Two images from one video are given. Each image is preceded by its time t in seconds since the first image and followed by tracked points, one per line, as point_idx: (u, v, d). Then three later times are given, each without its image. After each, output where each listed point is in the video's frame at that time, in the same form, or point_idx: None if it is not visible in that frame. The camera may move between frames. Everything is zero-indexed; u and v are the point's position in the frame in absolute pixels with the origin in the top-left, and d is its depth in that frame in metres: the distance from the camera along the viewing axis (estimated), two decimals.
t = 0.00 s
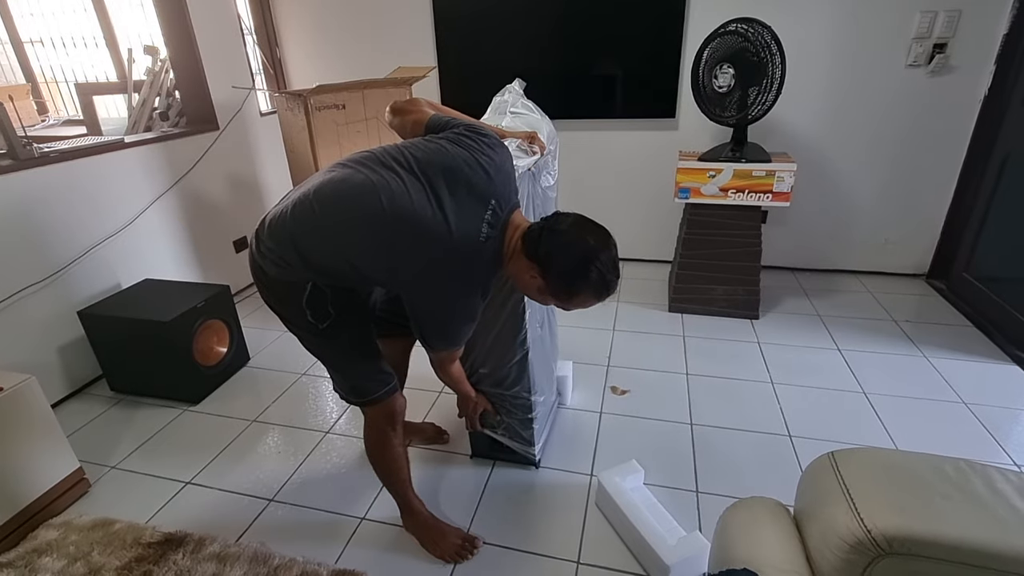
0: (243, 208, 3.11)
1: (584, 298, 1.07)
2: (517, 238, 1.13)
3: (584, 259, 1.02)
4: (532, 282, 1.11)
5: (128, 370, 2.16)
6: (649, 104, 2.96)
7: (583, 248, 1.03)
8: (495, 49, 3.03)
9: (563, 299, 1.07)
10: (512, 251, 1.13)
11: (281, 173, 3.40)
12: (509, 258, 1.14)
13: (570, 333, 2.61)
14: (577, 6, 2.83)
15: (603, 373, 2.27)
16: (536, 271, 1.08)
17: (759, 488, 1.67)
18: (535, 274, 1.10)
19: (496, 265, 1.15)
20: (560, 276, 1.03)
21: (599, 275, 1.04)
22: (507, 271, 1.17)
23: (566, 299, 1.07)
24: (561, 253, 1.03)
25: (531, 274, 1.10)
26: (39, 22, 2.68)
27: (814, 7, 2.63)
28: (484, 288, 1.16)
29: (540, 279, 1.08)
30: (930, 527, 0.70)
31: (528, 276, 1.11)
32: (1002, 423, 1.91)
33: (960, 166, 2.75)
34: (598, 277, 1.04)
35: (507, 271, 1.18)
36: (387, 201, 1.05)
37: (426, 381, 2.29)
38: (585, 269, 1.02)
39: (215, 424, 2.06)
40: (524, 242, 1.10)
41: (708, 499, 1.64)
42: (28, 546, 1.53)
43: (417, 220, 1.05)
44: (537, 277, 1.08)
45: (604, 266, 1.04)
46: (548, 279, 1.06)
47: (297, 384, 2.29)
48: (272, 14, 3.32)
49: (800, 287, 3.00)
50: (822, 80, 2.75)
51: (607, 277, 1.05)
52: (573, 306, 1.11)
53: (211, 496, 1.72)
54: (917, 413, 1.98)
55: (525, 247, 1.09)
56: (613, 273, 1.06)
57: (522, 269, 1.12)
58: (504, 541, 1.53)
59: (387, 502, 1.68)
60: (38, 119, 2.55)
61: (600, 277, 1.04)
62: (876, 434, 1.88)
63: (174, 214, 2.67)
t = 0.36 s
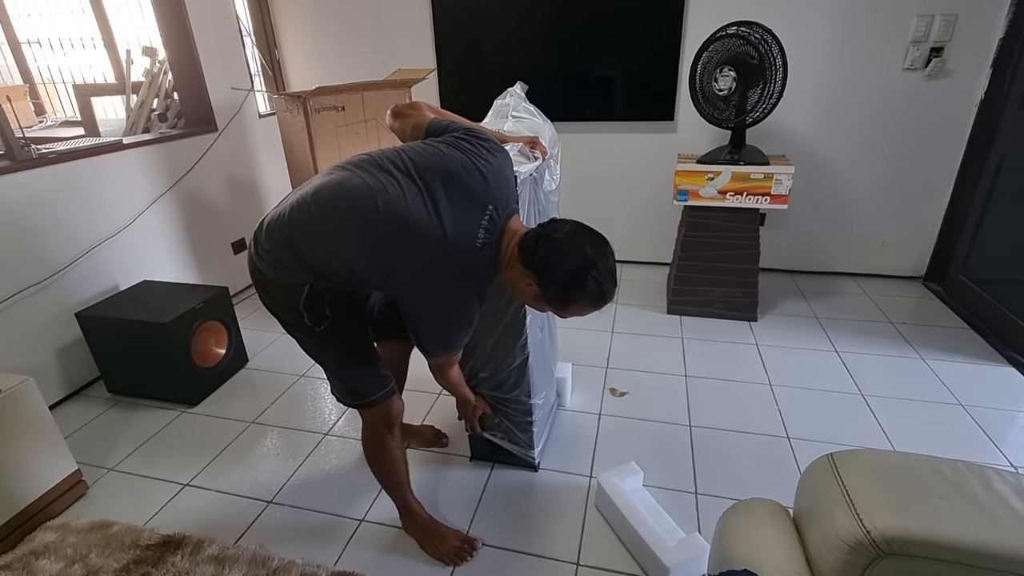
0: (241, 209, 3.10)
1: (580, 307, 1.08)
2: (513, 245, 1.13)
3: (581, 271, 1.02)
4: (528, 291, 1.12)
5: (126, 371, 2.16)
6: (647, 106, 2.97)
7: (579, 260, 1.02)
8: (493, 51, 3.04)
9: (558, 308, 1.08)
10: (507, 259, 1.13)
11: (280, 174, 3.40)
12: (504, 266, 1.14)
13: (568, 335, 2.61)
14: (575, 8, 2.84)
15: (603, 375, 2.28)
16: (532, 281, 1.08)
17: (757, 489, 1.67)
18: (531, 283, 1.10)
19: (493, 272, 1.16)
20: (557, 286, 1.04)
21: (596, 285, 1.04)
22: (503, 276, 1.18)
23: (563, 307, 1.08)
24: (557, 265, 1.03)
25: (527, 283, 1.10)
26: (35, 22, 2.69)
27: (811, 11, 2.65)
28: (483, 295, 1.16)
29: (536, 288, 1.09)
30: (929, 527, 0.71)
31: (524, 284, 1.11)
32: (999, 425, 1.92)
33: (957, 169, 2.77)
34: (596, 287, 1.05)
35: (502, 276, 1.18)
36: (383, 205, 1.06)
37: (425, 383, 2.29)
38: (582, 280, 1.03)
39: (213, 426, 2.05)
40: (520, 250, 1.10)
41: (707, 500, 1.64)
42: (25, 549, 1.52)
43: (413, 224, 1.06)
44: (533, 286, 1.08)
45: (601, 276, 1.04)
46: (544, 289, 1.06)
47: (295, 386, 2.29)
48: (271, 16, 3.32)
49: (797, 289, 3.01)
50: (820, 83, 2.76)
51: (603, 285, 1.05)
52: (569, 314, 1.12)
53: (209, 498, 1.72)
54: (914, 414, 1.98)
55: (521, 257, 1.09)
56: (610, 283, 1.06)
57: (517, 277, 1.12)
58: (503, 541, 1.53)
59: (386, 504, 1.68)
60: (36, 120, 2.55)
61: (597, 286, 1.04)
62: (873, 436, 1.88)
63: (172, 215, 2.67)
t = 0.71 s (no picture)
0: (242, 211, 3.11)
1: (577, 254, 0.98)
2: (497, 198, 1.04)
3: (573, 212, 0.93)
4: (519, 246, 1.02)
5: (124, 373, 2.15)
6: (648, 111, 2.98)
7: (570, 202, 0.93)
8: (495, 55, 3.04)
9: (553, 258, 0.98)
10: (493, 214, 1.04)
11: (281, 177, 3.41)
12: (490, 222, 1.05)
13: (568, 339, 2.61)
14: (577, 13, 2.85)
15: (603, 379, 2.27)
16: (521, 233, 0.98)
17: (758, 495, 1.66)
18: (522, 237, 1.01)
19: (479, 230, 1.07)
20: (549, 233, 0.94)
21: (591, 228, 0.94)
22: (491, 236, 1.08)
23: (559, 259, 0.98)
24: (545, 209, 0.93)
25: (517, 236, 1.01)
26: (38, 23, 2.71)
27: (812, 17, 2.66)
28: (470, 255, 1.09)
29: (526, 241, 0.99)
30: (930, 533, 0.70)
31: (514, 238, 1.02)
32: (1000, 431, 1.91)
33: (957, 175, 2.77)
34: (592, 231, 0.95)
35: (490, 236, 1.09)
36: (359, 173, 1.05)
37: (425, 386, 2.28)
38: (577, 223, 0.93)
39: (211, 428, 2.05)
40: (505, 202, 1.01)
41: (706, 506, 1.63)
42: (22, 551, 1.51)
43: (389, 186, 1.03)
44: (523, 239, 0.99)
45: (596, 219, 0.95)
46: (534, 241, 0.97)
47: (294, 389, 2.28)
48: (274, 20, 3.34)
49: (798, 294, 3.00)
50: (820, 89, 2.76)
51: (600, 229, 0.95)
52: (566, 267, 1.02)
53: (207, 501, 1.71)
54: (915, 420, 1.98)
55: (507, 209, 1.00)
56: (606, 228, 0.97)
57: (506, 232, 1.03)
58: (501, 546, 1.52)
59: (384, 507, 1.67)
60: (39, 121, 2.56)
61: (593, 231, 0.95)
62: (874, 442, 1.87)
63: (172, 217, 2.66)
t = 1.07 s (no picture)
0: (243, 214, 3.11)
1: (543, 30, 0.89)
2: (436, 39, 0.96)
3: None
4: (483, 63, 0.93)
5: (123, 374, 2.15)
6: (649, 116, 2.99)
7: None
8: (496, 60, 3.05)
9: (518, 47, 0.88)
10: (440, 56, 0.95)
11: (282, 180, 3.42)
12: (444, 67, 0.96)
13: (568, 343, 2.61)
14: (577, 18, 2.85)
15: (602, 383, 2.27)
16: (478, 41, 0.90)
17: (757, 500, 1.66)
18: (477, 55, 0.92)
19: (429, 82, 0.96)
20: (500, 25, 0.87)
21: None
22: (452, 87, 0.99)
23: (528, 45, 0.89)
24: None
25: (475, 50, 0.91)
26: (41, 26, 2.58)
27: (811, 23, 2.67)
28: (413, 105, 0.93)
29: (486, 45, 0.90)
30: (929, 541, 0.70)
31: (471, 58, 0.93)
32: (1000, 438, 1.90)
33: (957, 181, 2.77)
34: None
35: (450, 91, 1.00)
36: (320, 95, 1.07)
37: (424, 389, 2.28)
38: None
39: (209, 429, 2.04)
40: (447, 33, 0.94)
41: (706, 511, 1.63)
42: (17, 553, 1.50)
43: (334, 80, 1.01)
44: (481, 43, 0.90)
45: None
46: (494, 37, 0.88)
47: (293, 391, 2.28)
48: (276, 23, 3.35)
49: (798, 300, 3.00)
50: (820, 95, 2.78)
51: None
52: (539, 55, 0.92)
53: (204, 504, 1.70)
54: (914, 426, 1.98)
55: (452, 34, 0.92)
56: None
57: (465, 61, 0.94)
58: (499, 551, 1.52)
59: (382, 511, 1.66)
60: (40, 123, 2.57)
61: None
62: (874, 449, 1.87)
63: (172, 218, 2.67)
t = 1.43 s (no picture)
0: (243, 215, 3.11)
1: None
2: None
3: None
4: None
5: (122, 376, 2.15)
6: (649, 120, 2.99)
7: None
8: (497, 64, 3.06)
9: None
10: None
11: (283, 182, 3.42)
12: None
13: (567, 346, 2.60)
14: (578, 22, 2.86)
15: (602, 388, 2.27)
16: None
17: (757, 505, 1.65)
18: None
19: None
20: None
21: None
22: None
23: None
24: None
25: None
26: (44, 28, 2.54)
27: (811, 29, 2.68)
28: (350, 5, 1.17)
29: None
30: (931, 547, 0.70)
31: None
32: (1001, 444, 1.90)
33: (957, 187, 2.77)
34: None
35: None
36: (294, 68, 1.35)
37: (423, 392, 2.27)
38: None
39: (208, 432, 2.04)
40: None
41: (706, 517, 1.62)
42: (14, 556, 1.50)
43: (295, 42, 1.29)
44: None
45: None
46: None
47: (292, 394, 2.27)
48: (278, 26, 3.36)
49: (798, 305, 3.00)
50: (820, 100, 2.78)
51: None
52: None
53: (202, 507, 1.69)
54: (914, 432, 1.97)
55: None
56: None
57: None
58: (499, 556, 1.51)
59: (381, 515, 1.65)
60: (42, 125, 2.56)
61: None
62: (874, 454, 1.86)
63: (173, 220, 2.67)
